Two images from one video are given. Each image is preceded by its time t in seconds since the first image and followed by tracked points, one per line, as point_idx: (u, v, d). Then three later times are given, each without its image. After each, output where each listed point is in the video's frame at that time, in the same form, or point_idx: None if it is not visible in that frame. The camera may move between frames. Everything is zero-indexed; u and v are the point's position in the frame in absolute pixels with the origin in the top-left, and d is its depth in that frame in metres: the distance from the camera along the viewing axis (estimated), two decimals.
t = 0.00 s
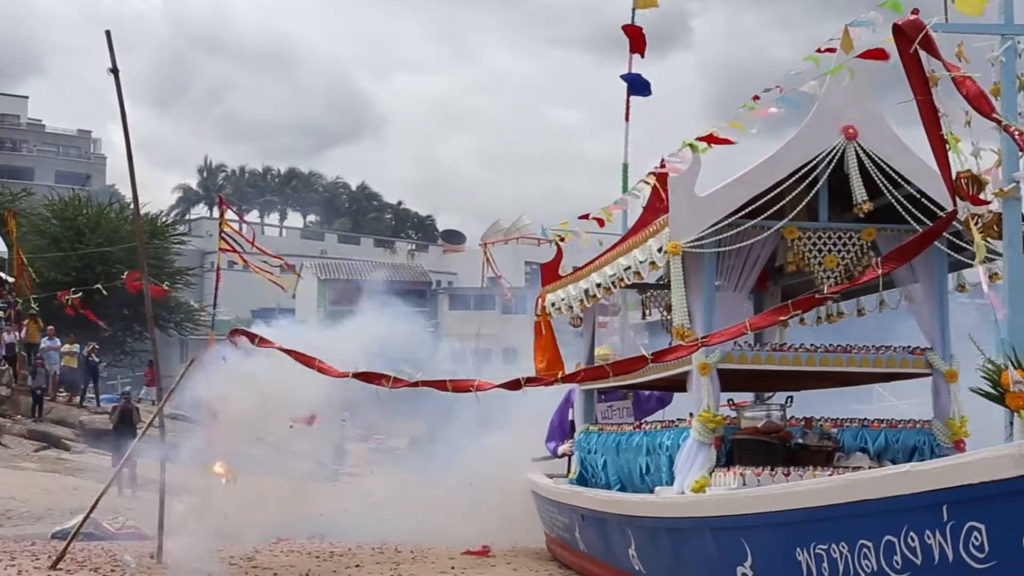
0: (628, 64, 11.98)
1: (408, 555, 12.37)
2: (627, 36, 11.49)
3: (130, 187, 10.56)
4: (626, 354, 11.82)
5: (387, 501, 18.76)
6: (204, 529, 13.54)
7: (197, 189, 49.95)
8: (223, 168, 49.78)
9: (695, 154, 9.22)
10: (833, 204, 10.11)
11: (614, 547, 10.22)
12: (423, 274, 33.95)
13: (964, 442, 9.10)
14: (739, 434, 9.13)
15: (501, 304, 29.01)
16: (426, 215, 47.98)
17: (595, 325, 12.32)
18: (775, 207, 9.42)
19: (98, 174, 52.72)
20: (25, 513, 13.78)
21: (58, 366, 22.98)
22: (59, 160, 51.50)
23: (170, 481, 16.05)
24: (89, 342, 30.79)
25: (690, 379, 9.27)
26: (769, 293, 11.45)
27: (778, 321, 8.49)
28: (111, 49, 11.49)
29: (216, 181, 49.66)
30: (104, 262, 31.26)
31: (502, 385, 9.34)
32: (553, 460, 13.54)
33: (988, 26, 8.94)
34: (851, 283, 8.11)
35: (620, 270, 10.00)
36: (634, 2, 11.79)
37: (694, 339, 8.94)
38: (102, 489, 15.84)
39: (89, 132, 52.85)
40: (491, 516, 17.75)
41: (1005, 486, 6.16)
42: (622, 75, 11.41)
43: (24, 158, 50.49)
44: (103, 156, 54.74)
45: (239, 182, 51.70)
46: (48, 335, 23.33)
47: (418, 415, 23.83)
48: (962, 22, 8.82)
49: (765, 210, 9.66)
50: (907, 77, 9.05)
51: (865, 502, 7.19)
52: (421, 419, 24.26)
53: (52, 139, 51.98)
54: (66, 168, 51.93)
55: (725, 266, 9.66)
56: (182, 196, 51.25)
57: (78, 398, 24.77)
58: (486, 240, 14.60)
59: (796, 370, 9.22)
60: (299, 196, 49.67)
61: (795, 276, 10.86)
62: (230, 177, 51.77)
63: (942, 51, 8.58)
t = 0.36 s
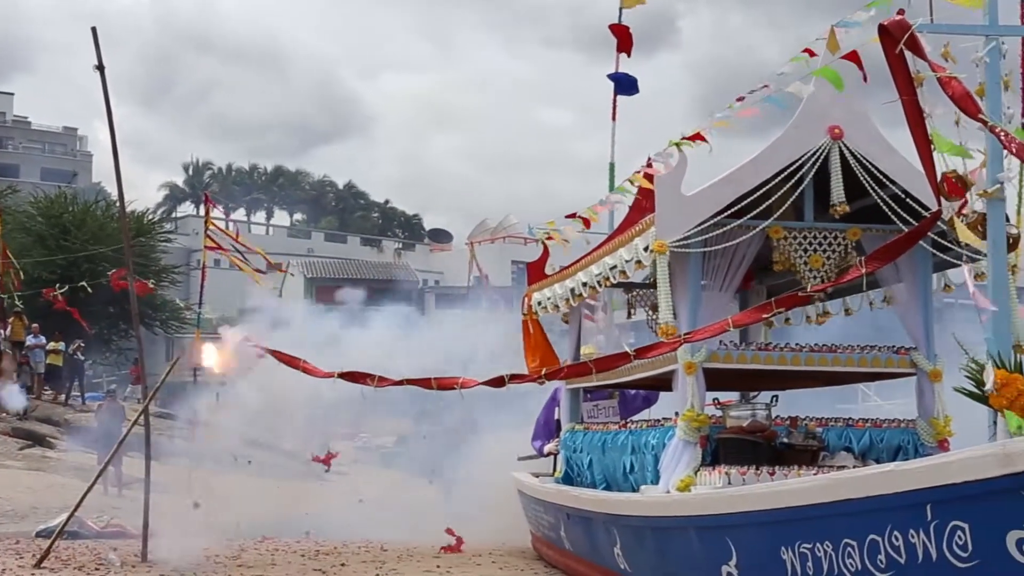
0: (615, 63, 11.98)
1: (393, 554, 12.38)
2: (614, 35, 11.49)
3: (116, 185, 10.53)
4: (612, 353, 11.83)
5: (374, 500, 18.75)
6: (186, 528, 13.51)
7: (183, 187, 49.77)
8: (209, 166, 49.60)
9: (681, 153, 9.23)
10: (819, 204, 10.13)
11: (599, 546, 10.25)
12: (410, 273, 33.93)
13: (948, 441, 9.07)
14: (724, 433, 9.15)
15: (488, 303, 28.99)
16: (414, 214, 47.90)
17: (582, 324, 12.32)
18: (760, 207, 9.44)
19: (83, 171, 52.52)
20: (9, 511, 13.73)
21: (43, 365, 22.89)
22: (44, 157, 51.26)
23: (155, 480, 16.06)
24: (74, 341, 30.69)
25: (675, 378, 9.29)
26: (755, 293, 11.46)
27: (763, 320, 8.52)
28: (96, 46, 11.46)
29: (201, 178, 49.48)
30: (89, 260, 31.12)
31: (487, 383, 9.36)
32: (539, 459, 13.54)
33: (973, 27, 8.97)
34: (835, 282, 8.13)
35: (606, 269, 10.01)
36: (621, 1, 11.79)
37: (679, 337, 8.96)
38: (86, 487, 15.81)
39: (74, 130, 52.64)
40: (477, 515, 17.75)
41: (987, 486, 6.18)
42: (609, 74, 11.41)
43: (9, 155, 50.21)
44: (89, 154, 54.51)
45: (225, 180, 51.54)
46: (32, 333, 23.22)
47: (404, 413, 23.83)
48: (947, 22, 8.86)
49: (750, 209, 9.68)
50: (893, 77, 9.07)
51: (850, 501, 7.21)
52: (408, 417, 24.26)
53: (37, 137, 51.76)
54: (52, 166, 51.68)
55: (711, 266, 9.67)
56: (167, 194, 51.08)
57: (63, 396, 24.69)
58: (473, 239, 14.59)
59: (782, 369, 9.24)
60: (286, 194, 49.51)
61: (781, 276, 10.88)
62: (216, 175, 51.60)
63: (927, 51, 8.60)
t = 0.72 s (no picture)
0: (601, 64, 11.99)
1: (375, 555, 12.40)
2: (600, 36, 11.50)
3: (100, 185, 10.52)
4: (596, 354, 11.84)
5: (359, 500, 18.74)
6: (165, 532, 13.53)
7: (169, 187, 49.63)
8: (194, 166, 49.54)
9: (666, 154, 9.25)
10: (803, 205, 10.16)
11: (583, 546, 10.26)
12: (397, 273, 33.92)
13: (931, 443, 9.22)
14: (708, 434, 9.18)
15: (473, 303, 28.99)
16: (400, 215, 47.91)
17: (566, 325, 12.34)
18: (745, 208, 9.47)
19: (68, 171, 52.38)
20: None
21: (26, 364, 22.83)
22: (29, 156, 51.09)
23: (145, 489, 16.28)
24: (59, 340, 30.60)
25: (660, 379, 9.31)
26: (739, 294, 11.48)
27: (748, 322, 8.55)
28: (80, 45, 11.47)
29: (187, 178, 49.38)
30: (74, 259, 30.97)
31: (471, 384, 9.37)
32: (523, 460, 13.55)
33: (956, 30, 9.02)
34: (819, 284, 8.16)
35: (591, 270, 10.03)
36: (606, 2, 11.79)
37: (663, 339, 8.98)
38: (70, 486, 15.80)
39: (59, 129, 52.50)
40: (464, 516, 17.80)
41: (970, 487, 6.20)
42: (595, 75, 11.41)
43: None
44: (73, 153, 54.37)
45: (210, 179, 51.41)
46: (16, 333, 23.15)
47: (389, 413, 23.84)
48: (930, 25, 8.92)
49: (735, 210, 9.70)
50: (876, 79, 9.10)
51: (833, 502, 7.23)
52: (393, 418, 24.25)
53: (21, 136, 51.60)
54: (36, 165, 51.51)
55: (695, 267, 9.69)
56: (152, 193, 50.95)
57: (46, 396, 24.64)
58: (458, 239, 14.59)
59: (766, 370, 9.27)
60: (271, 194, 49.40)
61: (764, 278, 10.90)
62: (201, 175, 51.49)
63: (911, 53, 8.62)
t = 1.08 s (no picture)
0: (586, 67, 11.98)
1: (358, 556, 12.40)
2: (585, 39, 11.49)
3: (82, 185, 10.49)
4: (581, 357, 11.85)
5: (343, 502, 18.72)
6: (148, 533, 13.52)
7: (154, 188, 49.46)
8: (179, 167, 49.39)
9: (651, 157, 9.26)
10: (787, 209, 10.18)
11: (567, 549, 10.27)
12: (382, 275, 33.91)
13: (913, 446, 9.21)
14: (691, 436, 9.21)
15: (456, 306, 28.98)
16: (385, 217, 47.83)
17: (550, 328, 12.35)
18: (729, 211, 9.49)
19: (51, 171, 52.22)
20: None
21: (8, 365, 22.75)
22: (12, 156, 50.88)
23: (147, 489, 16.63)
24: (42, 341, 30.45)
25: (643, 381, 9.32)
26: (724, 297, 11.50)
27: (731, 325, 8.57)
28: (64, 46, 11.45)
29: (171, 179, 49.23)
30: (57, 260, 30.78)
31: (456, 387, 9.35)
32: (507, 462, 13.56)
33: (939, 35, 9.06)
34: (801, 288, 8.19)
35: (575, 272, 10.04)
36: (592, 5, 11.79)
37: (648, 341, 8.99)
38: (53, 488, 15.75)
39: (43, 129, 52.30)
40: (448, 519, 17.83)
41: (950, 490, 6.22)
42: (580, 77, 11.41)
43: None
44: (57, 153, 54.18)
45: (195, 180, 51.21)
46: None
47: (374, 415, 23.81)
48: (912, 30, 8.98)
49: (719, 213, 9.72)
50: (860, 83, 9.13)
51: (816, 505, 7.25)
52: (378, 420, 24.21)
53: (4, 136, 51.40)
54: (20, 165, 51.30)
55: (679, 270, 9.69)
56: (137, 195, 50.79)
57: (29, 398, 24.55)
58: (442, 242, 14.59)
59: (749, 373, 9.29)
60: (257, 195, 49.18)
61: (749, 281, 10.93)
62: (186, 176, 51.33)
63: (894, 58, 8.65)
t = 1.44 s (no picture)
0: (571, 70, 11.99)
1: (339, 560, 12.36)
2: (570, 43, 11.51)
3: (68, 186, 10.47)
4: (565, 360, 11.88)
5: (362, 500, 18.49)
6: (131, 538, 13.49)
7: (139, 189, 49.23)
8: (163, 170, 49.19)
9: (636, 160, 9.27)
10: (771, 212, 10.21)
11: (550, 551, 10.28)
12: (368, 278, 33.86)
13: (896, 450, 9.24)
14: (675, 439, 9.22)
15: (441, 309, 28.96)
16: (370, 220, 47.61)
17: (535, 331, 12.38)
18: (713, 214, 9.50)
19: (34, 172, 52.07)
20: None
21: None
22: None
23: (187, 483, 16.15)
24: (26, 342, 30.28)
25: (628, 385, 9.33)
26: (708, 301, 11.53)
27: (715, 329, 8.58)
28: (48, 46, 11.42)
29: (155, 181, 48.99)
30: (40, 260, 30.56)
31: (441, 390, 9.34)
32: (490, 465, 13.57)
33: (923, 40, 9.11)
34: (785, 292, 8.20)
35: (560, 275, 10.06)
36: (577, 8, 11.80)
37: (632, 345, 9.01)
38: (35, 489, 15.70)
39: (27, 130, 52.11)
40: (431, 523, 17.84)
41: (932, 494, 6.23)
42: (565, 81, 11.42)
43: None
44: (41, 154, 53.99)
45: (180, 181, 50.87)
46: None
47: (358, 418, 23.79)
48: (896, 34, 9.02)
49: (704, 217, 9.73)
50: (845, 87, 9.16)
51: (798, 507, 7.27)
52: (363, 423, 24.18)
53: None
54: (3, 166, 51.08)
55: (664, 273, 9.70)
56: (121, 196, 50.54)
57: (11, 399, 24.46)
58: (427, 245, 14.58)
59: (733, 377, 9.31)
60: (242, 197, 48.77)
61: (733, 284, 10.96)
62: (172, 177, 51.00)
63: (878, 63, 8.68)
